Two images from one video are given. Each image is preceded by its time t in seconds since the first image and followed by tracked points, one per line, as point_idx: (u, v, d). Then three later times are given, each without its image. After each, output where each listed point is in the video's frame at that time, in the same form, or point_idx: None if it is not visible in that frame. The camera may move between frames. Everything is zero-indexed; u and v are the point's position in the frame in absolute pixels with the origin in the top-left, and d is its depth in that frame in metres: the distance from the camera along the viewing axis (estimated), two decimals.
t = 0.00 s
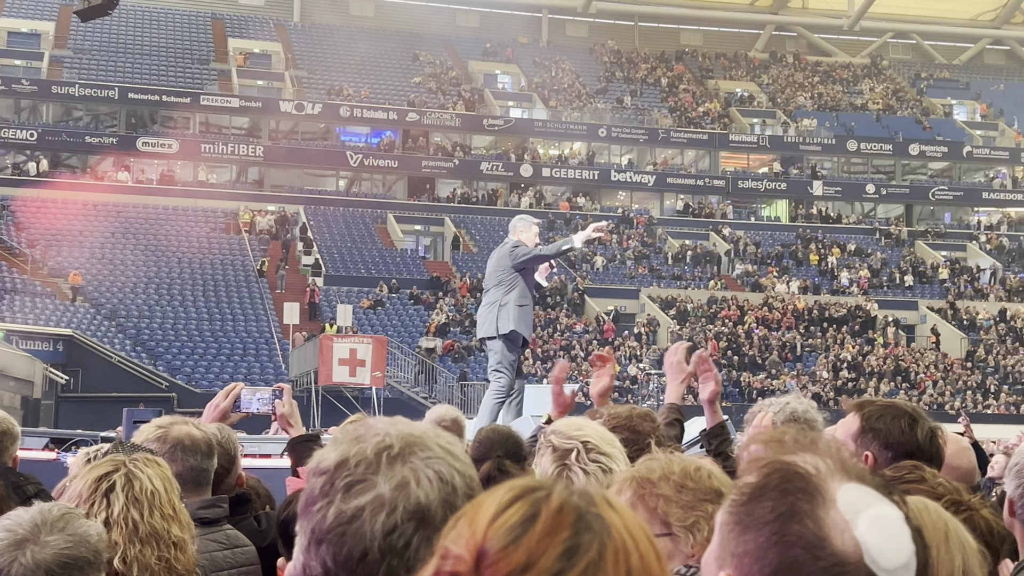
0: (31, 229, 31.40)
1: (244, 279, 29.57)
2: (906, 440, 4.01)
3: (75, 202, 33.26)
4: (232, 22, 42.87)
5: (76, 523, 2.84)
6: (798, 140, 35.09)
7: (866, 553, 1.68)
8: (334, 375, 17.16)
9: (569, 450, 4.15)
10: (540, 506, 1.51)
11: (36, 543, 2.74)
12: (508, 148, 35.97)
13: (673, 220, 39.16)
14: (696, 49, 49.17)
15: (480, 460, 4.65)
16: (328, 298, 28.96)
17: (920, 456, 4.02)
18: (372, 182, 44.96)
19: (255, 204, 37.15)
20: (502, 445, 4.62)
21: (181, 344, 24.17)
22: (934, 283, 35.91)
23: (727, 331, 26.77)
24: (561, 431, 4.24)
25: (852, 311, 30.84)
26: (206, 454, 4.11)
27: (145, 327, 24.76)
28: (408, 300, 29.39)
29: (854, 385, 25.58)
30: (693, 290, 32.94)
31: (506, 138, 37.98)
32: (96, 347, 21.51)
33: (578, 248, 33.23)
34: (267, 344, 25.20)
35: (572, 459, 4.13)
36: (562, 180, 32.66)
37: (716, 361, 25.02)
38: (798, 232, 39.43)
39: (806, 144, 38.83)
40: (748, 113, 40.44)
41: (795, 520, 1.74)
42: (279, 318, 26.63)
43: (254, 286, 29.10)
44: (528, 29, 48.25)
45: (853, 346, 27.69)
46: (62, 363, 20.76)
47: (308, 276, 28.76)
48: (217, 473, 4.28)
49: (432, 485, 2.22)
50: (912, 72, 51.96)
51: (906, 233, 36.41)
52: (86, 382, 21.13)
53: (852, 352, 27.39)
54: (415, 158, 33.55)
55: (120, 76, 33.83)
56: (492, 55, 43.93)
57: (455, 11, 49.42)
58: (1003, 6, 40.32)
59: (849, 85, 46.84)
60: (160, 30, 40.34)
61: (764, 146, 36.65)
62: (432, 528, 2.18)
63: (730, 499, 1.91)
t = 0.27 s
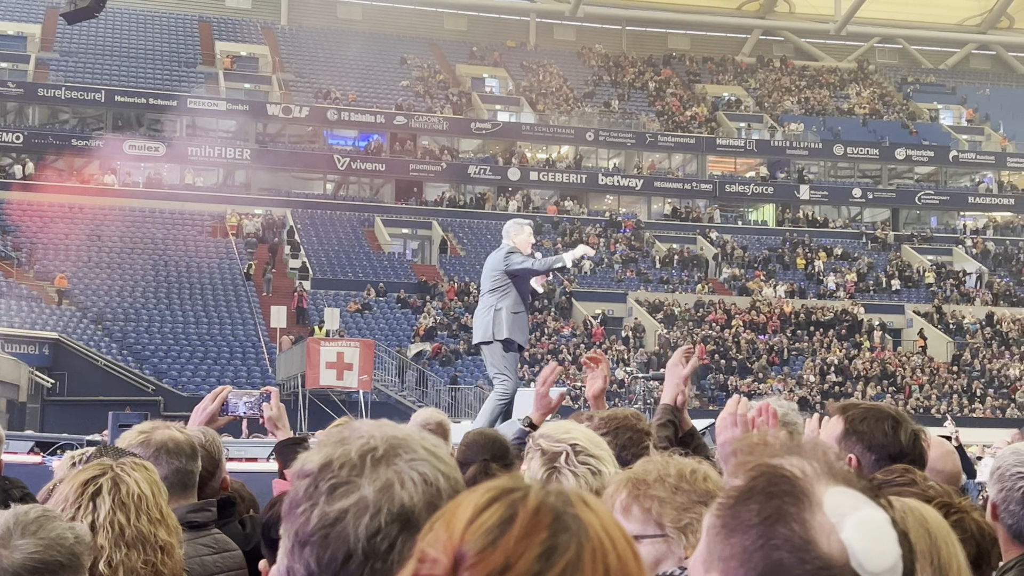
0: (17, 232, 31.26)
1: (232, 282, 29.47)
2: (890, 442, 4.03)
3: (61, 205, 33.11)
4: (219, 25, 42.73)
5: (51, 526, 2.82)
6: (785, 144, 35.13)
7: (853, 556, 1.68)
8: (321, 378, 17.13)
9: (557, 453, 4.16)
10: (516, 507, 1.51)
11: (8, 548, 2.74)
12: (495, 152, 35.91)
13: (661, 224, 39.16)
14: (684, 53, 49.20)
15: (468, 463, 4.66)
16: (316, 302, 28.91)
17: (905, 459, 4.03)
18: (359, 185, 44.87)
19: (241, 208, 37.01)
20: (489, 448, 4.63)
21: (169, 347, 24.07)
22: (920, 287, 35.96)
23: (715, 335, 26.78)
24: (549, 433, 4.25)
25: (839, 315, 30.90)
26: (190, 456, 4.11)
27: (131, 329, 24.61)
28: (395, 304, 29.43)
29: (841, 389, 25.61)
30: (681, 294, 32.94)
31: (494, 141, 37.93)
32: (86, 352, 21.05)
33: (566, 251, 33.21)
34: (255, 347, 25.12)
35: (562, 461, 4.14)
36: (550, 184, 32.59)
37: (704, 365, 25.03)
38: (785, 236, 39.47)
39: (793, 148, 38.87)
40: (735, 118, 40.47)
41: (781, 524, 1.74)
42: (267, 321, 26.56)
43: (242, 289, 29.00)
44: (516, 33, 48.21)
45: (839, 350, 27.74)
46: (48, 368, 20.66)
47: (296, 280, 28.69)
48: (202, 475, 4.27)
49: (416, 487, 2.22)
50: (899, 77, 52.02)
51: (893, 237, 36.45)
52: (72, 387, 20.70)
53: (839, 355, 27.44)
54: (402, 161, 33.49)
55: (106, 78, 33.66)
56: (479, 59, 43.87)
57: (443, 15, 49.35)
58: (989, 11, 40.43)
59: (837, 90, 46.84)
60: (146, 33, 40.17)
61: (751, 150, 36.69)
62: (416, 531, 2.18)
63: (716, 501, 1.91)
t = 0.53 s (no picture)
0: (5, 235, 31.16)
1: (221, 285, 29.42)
2: (882, 448, 4.03)
3: (49, 208, 32.97)
4: (208, 28, 42.58)
5: (42, 532, 2.81)
6: (774, 147, 35.15)
7: (848, 565, 1.69)
8: (311, 382, 17.11)
9: (551, 457, 4.18)
10: (505, 514, 1.52)
11: None
12: (485, 155, 35.88)
13: (651, 227, 39.14)
14: (673, 57, 49.21)
15: (460, 467, 4.68)
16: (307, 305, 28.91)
17: (896, 465, 4.03)
18: (349, 188, 44.77)
19: (230, 210, 36.88)
20: (481, 453, 4.65)
21: (158, 350, 24.01)
22: (909, 290, 36.00)
23: (704, 338, 26.79)
24: (544, 438, 4.26)
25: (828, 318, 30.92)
26: (184, 465, 4.12)
27: (120, 332, 24.53)
28: (385, 307, 29.43)
29: (831, 392, 25.62)
30: (671, 298, 32.93)
31: (484, 145, 37.86)
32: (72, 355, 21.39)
33: (556, 254, 33.17)
34: (245, 351, 25.07)
35: (556, 466, 4.16)
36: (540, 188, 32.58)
37: (694, 368, 25.02)
38: (774, 239, 39.48)
39: (783, 151, 38.87)
40: (725, 121, 40.46)
41: (777, 533, 1.74)
42: (257, 325, 26.51)
43: (231, 293, 28.94)
44: (505, 36, 48.16)
45: (829, 352, 27.79)
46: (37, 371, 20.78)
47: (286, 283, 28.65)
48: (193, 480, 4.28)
49: (412, 494, 2.24)
50: (888, 80, 52.03)
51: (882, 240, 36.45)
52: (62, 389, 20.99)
53: (828, 358, 27.46)
54: (392, 164, 33.43)
55: (94, 81, 33.51)
56: (469, 62, 43.77)
57: (433, 18, 49.25)
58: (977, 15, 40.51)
59: (826, 93, 46.86)
60: (134, 35, 39.99)
61: (741, 154, 36.69)
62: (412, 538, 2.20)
63: (713, 507, 1.91)
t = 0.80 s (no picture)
0: None
1: (212, 290, 29.40)
2: (873, 451, 4.03)
3: (38, 213, 32.89)
4: (199, 32, 42.49)
5: (29, 540, 2.79)
6: (766, 150, 35.19)
7: (838, 571, 1.70)
8: (302, 385, 17.10)
9: (544, 460, 4.18)
10: (504, 524, 1.54)
11: None
12: (477, 158, 35.86)
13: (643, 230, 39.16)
14: (664, 60, 49.25)
15: (453, 471, 4.68)
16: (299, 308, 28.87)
17: (887, 468, 4.04)
18: (341, 192, 44.78)
19: (222, 214, 36.81)
20: (475, 457, 4.65)
21: (149, 354, 24.00)
22: (900, 293, 36.07)
23: (696, 341, 26.80)
24: (537, 441, 4.26)
25: (820, 321, 30.96)
26: (177, 473, 4.10)
27: (110, 337, 24.53)
28: (376, 310, 29.43)
29: (822, 394, 25.68)
30: (662, 301, 32.95)
31: (475, 148, 37.80)
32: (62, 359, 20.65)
33: (548, 257, 33.13)
34: (236, 355, 25.07)
35: (549, 468, 4.16)
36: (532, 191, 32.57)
37: (685, 370, 25.09)
38: (765, 242, 39.51)
39: (774, 155, 38.90)
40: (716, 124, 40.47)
41: (768, 540, 1.74)
42: (248, 329, 26.47)
43: (222, 297, 28.93)
44: (496, 40, 48.12)
45: (820, 355, 27.83)
46: (27, 375, 20.11)
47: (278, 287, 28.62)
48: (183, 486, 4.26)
49: (408, 502, 2.26)
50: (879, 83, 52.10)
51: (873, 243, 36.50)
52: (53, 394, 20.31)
53: (819, 361, 27.50)
54: (384, 168, 33.38)
55: (84, 85, 33.38)
56: (460, 65, 43.75)
57: (424, 21, 49.21)
58: (967, 18, 40.62)
59: (817, 96, 46.90)
60: (125, 39, 39.86)
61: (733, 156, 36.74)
62: (406, 545, 2.21)
63: (704, 515, 1.91)
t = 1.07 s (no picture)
0: None
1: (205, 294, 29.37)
2: (864, 456, 4.06)
3: (31, 219, 32.84)
4: (192, 36, 42.46)
5: (19, 550, 2.77)
6: (758, 153, 35.20)
7: None
8: (296, 391, 17.10)
9: (540, 466, 4.19)
10: (500, 537, 1.55)
11: None
12: (470, 162, 35.86)
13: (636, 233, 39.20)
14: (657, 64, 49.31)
15: (449, 477, 4.69)
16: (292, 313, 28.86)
17: (879, 473, 4.06)
18: (334, 197, 44.78)
19: (215, 219, 36.76)
20: (471, 464, 4.65)
21: (142, 360, 23.95)
22: (893, 296, 36.12)
23: (689, 345, 26.82)
24: (534, 447, 4.27)
25: (813, 324, 31.02)
26: (168, 481, 4.12)
27: (104, 343, 24.50)
28: (370, 314, 29.43)
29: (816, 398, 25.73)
30: (656, 305, 32.93)
31: (469, 152, 37.82)
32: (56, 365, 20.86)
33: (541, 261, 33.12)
34: (229, 360, 25.03)
35: (545, 474, 4.17)
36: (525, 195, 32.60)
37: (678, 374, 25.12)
38: (758, 246, 39.56)
39: (766, 159, 38.94)
40: (709, 128, 40.53)
41: (759, 549, 1.74)
42: (242, 333, 26.43)
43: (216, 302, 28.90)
44: (489, 44, 48.15)
45: (813, 358, 27.88)
46: (19, 381, 20.25)
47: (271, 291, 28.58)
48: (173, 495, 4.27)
49: (402, 512, 2.26)
50: (870, 86, 52.19)
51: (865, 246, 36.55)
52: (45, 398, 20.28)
53: (812, 364, 27.55)
54: (377, 172, 33.36)
55: (76, 91, 33.33)
56: (453, 70, 43.77)
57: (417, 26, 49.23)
58: (958, 22, 40.74)
59: (809, 99, 46.95)
60: (117, 44, 39.80)
61: (726, 160, 36.81)
62: (400, 556, 2.22)
63: (696, 524, 1.91)
